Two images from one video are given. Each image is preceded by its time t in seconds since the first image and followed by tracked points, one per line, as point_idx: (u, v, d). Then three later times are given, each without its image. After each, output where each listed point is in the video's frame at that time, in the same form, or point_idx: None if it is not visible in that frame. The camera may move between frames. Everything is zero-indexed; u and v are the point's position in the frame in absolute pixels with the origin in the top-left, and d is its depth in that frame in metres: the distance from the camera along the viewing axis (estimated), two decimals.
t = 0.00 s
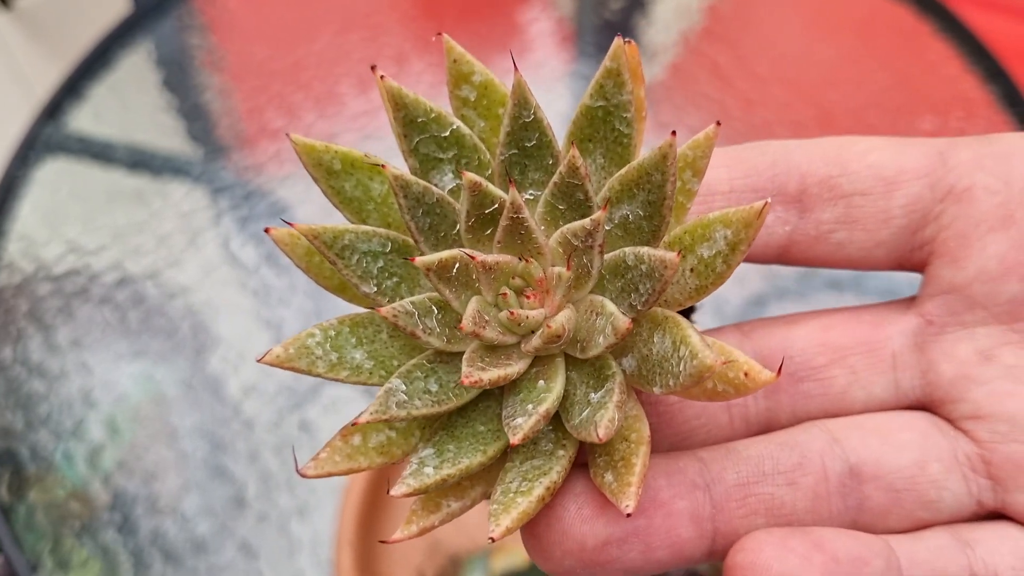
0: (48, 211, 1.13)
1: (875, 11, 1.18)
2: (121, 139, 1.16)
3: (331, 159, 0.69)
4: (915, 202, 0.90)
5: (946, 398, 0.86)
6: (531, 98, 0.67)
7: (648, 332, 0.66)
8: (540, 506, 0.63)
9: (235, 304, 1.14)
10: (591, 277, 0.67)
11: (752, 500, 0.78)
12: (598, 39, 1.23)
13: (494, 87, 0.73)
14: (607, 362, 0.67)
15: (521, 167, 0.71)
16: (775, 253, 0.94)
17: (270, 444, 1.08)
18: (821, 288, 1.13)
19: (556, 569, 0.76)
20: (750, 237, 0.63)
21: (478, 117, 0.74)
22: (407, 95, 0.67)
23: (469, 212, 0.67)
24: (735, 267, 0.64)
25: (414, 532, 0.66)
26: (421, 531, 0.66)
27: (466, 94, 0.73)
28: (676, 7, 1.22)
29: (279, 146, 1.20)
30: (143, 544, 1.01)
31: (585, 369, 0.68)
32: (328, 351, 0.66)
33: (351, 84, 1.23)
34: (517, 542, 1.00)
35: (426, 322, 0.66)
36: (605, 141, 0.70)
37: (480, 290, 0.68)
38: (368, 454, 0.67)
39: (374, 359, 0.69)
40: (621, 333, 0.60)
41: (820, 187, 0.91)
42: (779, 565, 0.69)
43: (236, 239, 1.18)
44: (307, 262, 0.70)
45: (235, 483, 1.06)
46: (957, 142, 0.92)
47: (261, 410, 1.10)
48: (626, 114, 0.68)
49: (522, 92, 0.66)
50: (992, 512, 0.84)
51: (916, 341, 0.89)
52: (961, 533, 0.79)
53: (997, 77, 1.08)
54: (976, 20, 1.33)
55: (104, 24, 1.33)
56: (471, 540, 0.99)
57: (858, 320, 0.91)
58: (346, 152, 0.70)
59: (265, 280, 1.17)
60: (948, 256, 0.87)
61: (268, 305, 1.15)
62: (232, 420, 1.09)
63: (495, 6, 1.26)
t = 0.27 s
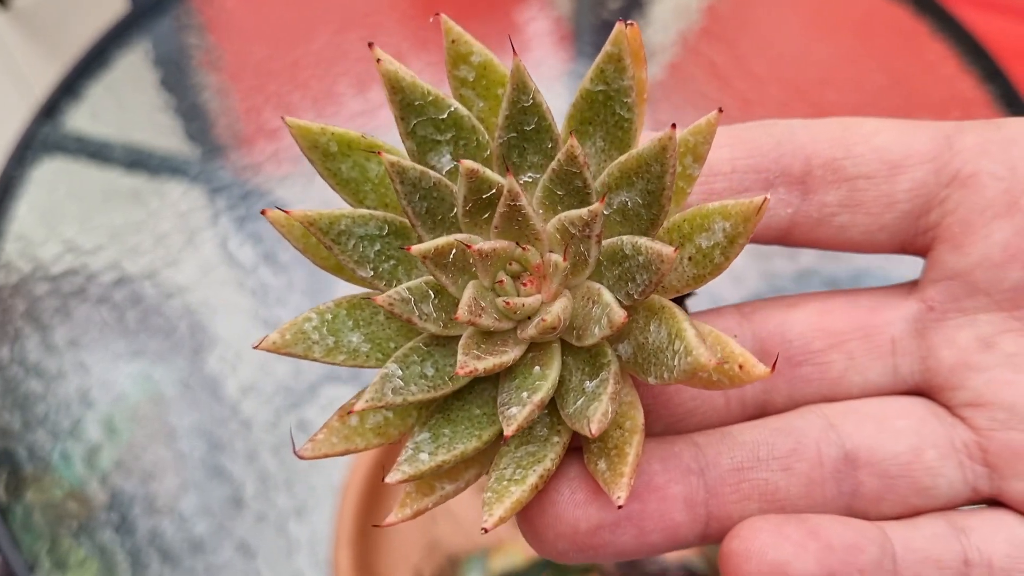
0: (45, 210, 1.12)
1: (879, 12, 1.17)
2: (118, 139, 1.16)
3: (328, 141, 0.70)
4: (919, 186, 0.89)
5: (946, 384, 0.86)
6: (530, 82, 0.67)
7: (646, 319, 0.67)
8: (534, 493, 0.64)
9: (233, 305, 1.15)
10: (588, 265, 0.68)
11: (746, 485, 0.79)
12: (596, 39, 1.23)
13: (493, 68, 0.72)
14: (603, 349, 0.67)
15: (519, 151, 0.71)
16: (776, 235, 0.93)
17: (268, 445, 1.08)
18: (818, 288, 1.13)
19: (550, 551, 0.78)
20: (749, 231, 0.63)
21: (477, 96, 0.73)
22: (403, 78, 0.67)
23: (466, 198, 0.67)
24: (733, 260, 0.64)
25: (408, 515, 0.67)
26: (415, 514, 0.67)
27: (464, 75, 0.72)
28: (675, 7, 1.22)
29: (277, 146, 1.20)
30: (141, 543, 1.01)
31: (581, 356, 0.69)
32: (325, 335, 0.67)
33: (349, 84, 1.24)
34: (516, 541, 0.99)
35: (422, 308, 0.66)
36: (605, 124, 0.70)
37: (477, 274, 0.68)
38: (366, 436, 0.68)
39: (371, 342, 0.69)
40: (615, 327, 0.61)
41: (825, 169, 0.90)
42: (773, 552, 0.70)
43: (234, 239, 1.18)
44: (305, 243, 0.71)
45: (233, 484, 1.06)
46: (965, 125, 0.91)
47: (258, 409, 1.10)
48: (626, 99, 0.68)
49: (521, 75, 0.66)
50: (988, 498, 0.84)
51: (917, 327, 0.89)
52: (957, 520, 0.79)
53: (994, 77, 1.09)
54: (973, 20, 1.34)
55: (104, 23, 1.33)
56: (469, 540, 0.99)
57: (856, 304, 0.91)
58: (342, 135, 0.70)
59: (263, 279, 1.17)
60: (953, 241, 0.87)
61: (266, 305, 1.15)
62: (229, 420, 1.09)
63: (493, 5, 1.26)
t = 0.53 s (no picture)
0: (42, 210, 1.13)
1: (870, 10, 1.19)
2: (116, 138, 1.16)
3: (319, 149, 0.71)
4: (920, 184, 0.89)
5: (945, 382, 0.87)
6: (502, 89, 0.66)
7: (618, 318, 0.67)
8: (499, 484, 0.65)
9: (230, 304, 1.14)
10: (559, 266, 0.68)
11: (734, 480, 0.80)
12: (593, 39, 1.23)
13: (475, 76, 0.73)
14: (577, 347, 0.68)
15: (500, 154, 0.70)
16: (774, 236, 0.93)
17: (266, 445, 1.08)
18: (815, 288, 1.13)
19: (535, 542, 0.79)
20: (706, 231, 0.61)
21: (463, 104, 0.74)
22: (383, 88, 0.67)
23: (444, 201, 0.67)
24: (696, 259, 0.63)
25: (384, 503, 0.68)
26: (391, 502, 0.68)
27: (447, 83, 0.73)
28: (671, 7, 1.22)
29: (275, 145, 1.20)
30: (138, 543, 1.01)
31: (557, 354, 0.69)
32: (314, 332, 0.68)
33: (347, 83, 1.23)
34: (514, 541, 1.00)
35: (404, 307, 0.68)
36: (582, 129, 0.70)
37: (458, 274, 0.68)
38: (356, 427, 0.69)
39: (361, 339, 0.70)
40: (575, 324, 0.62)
41: (821, 169, 0.90)
42: (756, 534, 0.71)
43: (232, 238, 1.18)
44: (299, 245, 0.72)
45: (230, 483, 1.06)
46: (967, 122, 0.90)
47: (256, 409, 1.10)
48: (597, 102, 0.68)
49: (492, 82, 0.65)
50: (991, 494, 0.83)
51: (916, 325, 0.89)
52: (957, 511, 0.79)
53: (992, 77, 1.11)
54: (970, 21, 1.34)
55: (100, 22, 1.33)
56: (468, 539, 1.00)
57: (856, 301, 0.91)
58: (334, 142, 0.71)
59: (261, 279, 1.16)
60: (952, 240, 0.87)
61: (264, 305, 1.15)
62: (227, 420, 1.09)
63: (490, 5, 1.25)
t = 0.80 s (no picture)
0: (39, 210, 1.13)
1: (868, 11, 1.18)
2: (113, 138, 1.16)
3: (314, 158, 0.71)
4: (916, 185, 0.89)
5: (947, 384, 0.86)
6: (491, 98, 0.66)
7: (607, 326, 0.67)
8: (490, 492, 0.65)
9: (228, 304, 1.14)
10: (550, 275, 0.69)
11: (727, 484, 0.80)
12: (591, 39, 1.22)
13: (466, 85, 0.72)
14: (567, 355, 0.68)
15: (491, 163, 0.70)
16: (772, 239, 0.92)
17: (264, 444, 1.08)
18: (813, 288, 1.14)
19: (528, 545, 0.80)
20: (692, 240, 0.61)
21: (456, 112, 0.74)
22: (374, 100, 0.67)
23: (435, 210, 0.67)
24: (683, 269, 0.63)
25: (378, 508, 0.68)
26: (385, 507, 0.68)
27: (438, 92, 0.73)
28: (670, 7, 1.22)
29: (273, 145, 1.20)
30: (136, 543, 1.01)
31: (548, 362, 0.69)
32: (311, 339, 0.69)
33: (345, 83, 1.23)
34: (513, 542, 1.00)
35: (398, 314, 0.68)
36: (572, 136, 0.70)
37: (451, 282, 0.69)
38: (354, 432, 0.70)
39: (358, 346, 0.71)
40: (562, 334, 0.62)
41: (818, 170, 0.90)
42: (750, 538, 0.71)
43: (230, 238, 1.18)
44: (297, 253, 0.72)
45: (228, 483, 1.06)
46: (965, 123, 0.90)
47: (254, 409, 1.10)
48: (585, 111, 0.68)
49: (480, 93, 0.65)
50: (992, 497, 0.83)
51: (916, 327, 0.88)
52: (959, 514, 0.79)
53: (990, 77, 1.10)
54: (968, 21, 1.34)
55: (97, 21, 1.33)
56: (465, 538, 1.00)
57: (856, 303, 0.91)
58: (328, 151, 0.71)
59: (259, 279, 1.16)
60: (953, 241, 0.87)
61: (262, 305, 1.15)
62: (225, 420, 1.09)
63: (488, 5, 1.25)
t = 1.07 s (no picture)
0: (37, 210, 1.13)
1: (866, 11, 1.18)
2: (111, 137, 1.16)
3: (317, 171, 0.71)
4: (904, 195, 0.89)
5: (936, 390, 0.86)
6: (483, 112, 0.66)
7: (598, 334, 0.67)
8: (484, 494, 0.65)
9: (228, 305, 1.14)
10: (542, 286, 0.69)
11: (716, 487, 0.80)
12: (590, 39, 1.22)
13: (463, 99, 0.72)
14: (560, 361, 0.68)
15: (486, 175, 0.70)
16: (764, 244, 0.93)
17: (262, 445, 1.08)
18: (811, 287, 1.14)
19: (522, 544, 0.81)
20: (676, 254, 0.61)
21: (453, 127, 0.73)
22: (372, 115, 0.68)
23: (432, 221, 0.68)
24: (669, 281, 0.63)
25: (379, 507, 0.69)
26: (386, 507, 0.69)
27: (437, 106, 0.72)
28: (669, 7, 1.22)
29: (271, 144, 1.20)
30: (134, 543, 1.01)
31: (542, 368, 0.69)
32: (315, 345, 0.69)
33: (343, 82, 1.23)
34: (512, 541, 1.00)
35: (398, 322, 0.69)
36: (564, 149, 0.70)
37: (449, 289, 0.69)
38: (357, 434, 0.70)
39: (361, 351, 0.71)
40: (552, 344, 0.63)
41: (808, 179, 0.90)
42: (737, 537, 0.71)
43: (228, 238, 1.18)
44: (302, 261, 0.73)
45: (226, 483, 1.06)
46: (955, 132, 0.89)
47: (253, 409, 1.10)
48: (576, 126, 0.68)
49: (472, 108, 0.65)
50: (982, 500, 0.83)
51: (907, 332, 0.88)
52: (948, 516, 0.79)
53: (987, 77, 1.09)
54: (966, 22, 1.34)
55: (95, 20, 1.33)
56: (463, 538, 1.00)
57: (847, 310, 0.91)
58: (330, 164, 0.71)
59: (257, 278, 1.16)
60: (941, 249, 0.86)
61: (260, 305, 1.15)
62: (223, 420, 1.09)
63: (486, 5, 1.25)
